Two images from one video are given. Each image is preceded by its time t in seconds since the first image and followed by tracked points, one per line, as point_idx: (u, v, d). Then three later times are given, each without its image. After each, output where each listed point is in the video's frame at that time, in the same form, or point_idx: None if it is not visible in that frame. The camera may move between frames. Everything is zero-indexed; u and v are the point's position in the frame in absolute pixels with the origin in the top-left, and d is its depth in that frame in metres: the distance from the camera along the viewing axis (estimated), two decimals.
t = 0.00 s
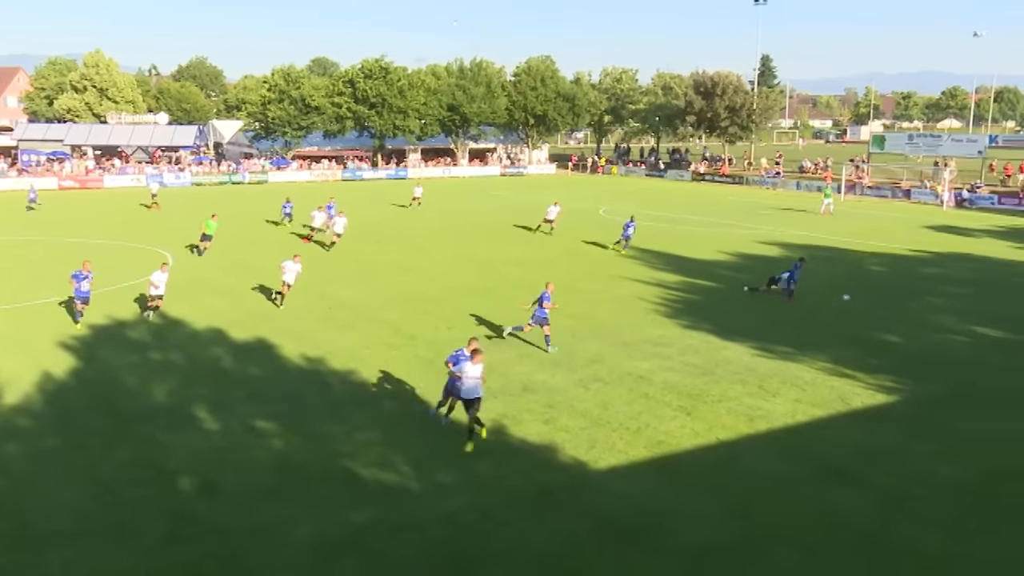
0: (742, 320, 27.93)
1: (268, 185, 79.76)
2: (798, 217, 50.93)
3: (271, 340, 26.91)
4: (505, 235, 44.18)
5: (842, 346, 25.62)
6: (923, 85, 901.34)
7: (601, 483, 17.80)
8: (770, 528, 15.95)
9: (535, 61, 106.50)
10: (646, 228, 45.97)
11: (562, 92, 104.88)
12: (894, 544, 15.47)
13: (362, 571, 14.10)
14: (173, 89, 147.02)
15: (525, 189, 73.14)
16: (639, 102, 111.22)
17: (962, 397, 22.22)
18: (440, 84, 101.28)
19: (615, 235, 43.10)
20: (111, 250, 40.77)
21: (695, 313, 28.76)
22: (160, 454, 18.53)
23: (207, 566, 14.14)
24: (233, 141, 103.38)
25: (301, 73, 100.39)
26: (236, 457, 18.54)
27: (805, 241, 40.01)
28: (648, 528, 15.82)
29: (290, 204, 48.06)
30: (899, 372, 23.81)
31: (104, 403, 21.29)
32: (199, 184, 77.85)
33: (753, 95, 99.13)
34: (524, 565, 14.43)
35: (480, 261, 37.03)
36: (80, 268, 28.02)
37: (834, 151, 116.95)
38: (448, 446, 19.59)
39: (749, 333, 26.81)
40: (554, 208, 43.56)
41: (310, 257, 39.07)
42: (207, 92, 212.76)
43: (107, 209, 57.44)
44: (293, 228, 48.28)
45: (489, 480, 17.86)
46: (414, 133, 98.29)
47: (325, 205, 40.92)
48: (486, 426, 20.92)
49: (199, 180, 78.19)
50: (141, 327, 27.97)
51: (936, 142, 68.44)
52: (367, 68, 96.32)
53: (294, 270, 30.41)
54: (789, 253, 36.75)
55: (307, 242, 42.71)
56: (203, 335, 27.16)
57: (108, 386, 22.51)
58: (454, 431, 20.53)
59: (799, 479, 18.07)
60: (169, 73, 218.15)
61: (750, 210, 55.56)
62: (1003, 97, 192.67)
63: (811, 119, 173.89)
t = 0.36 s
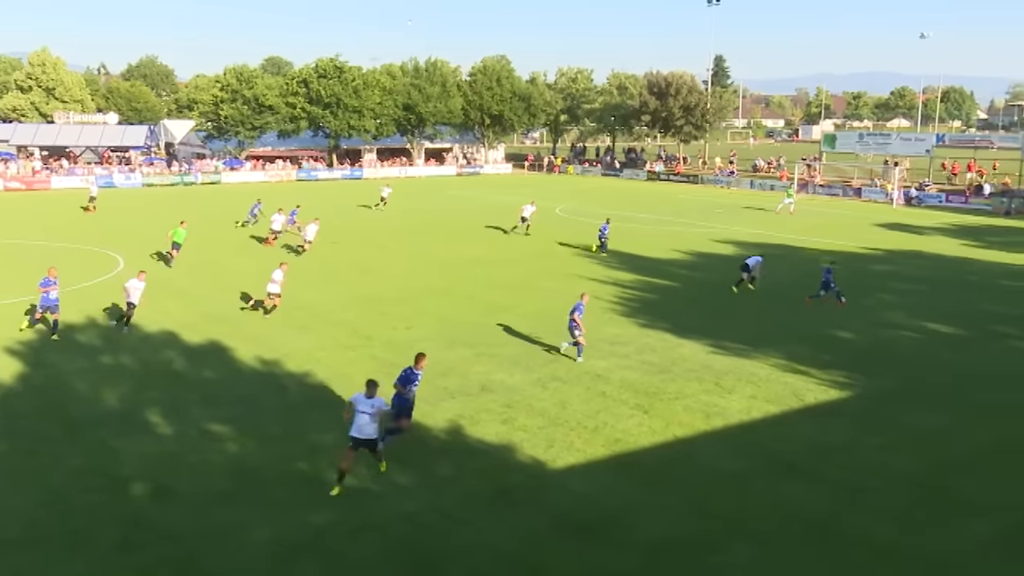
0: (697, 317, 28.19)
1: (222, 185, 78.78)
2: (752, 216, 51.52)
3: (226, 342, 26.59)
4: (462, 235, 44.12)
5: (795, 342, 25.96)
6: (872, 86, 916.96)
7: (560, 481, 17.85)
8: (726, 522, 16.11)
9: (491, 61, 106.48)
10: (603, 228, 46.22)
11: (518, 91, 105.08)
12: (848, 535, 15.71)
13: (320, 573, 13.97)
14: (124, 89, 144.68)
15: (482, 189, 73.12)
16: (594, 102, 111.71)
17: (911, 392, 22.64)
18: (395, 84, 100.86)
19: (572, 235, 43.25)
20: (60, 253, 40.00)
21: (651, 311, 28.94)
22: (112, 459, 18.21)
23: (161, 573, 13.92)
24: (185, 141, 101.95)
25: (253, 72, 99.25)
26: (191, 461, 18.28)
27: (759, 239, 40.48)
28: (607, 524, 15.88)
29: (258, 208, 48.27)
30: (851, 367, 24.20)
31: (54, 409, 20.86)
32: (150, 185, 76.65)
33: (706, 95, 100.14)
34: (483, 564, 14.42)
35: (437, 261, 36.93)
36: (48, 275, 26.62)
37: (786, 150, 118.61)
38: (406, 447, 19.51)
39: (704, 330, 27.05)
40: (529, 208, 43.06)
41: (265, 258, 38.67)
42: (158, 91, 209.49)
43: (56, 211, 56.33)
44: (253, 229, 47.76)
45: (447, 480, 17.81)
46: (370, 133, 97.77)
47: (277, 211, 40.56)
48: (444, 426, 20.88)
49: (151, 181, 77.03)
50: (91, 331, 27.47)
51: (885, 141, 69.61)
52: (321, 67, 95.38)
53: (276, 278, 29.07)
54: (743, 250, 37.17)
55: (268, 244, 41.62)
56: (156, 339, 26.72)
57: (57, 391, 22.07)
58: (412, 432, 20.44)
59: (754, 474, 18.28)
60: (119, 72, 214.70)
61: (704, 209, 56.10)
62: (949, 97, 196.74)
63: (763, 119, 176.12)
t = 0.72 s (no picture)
0: (648, 325, 28.36)
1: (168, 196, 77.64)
2: (702, 224, 52.05)
3: (174, 355, 26.20)
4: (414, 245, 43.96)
5: (744, 348, 26.26)
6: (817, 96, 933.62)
7: (514, 490, 17.85)
8: (680, 527, 16.23)
9: (441, 70, 106.42)
10: (555, 236, 46.35)
11: (469, 101, 105.12)
12: (799, 537, 15.91)
13: None
14: (66, 98, 142.01)
15: (434, 198, 72.98)
16: (544, 111, 112.12)
17: (858, 395, 23.04)
18: (346, 93, 100.29)
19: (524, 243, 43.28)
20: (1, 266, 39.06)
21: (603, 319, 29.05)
22: (57, 477, 17.80)
23: None
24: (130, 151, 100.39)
25: (200, 81, 98.81)
26: (138, 477, 17.95)
27: (708, 247, 40.88)
28: (563, 531, 15.93)
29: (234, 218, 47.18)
30: (800, 372, 24.55)
31: None
32: (94, 196, 75.24)
33: (655, 104, 101.08)
34: None
35: (390, 271, 36.72)
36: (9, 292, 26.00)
37: (734, 159, 120.14)
38: (358, 459, 19.36)
39: (655, 338, 27.27)
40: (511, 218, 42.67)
41: (212, 270, 38.15)
42: (102, 100, 205.82)
43: None
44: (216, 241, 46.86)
45: (400, 491, 17.71)
46: (320, 143, 97.06)
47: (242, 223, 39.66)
48: (397, 437, 20.78)
49: (96, 192, 75.65)
50: (34, 345, 26.87)
51: (830, 150, 70.79)
52: (269, 76, 94.67)
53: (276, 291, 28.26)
54: (693, 258, 37.53)
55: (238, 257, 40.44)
56: (101, 353, 26.21)
57: None
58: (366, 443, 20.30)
59: (706, 479, 18.44)
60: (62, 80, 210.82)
61: (654, 217, 56.58)
62: (891, 106, 200.91)
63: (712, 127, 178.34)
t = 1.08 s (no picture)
0: (604, 333, 28.45)
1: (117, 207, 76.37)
2: (656, 232, 52.47)
3: (123, 369, 25.71)
4: (369, 255, 43.71)
5: (699, 355, 26.44)
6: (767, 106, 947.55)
7: (472, 500, 17.77)
8: (638, 533, 16.28)
9: (395, 80, 106.19)
10: (511, 246, 46.34)
11: (423, 110, 104.97)
12: (754, 540, 16.05)
13: None
14: (11, 107, 139.22)
15: (388, 208, 72.65)
16: (499, 121, 112.28)
17: (811, 400, 23.33)
18: (298, 102, 98.77)
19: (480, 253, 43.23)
20: None
21: (559, 328, 29.08)
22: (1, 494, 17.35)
23: None
24: (77, 161, 98.60)
25: (149, 90, 96.94)
26: (86, 493, 17.56)
27: (662, 255, 41.15)
28: (521, 540, 15.89)
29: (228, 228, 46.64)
30: (753, 378, 24.82)
31: None
32: (40, 207, 73.77)
33: (609, 113, 101.78)
34: None
35: (345, 281, 36.44)
36: None
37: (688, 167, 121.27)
38: (313, 471, 19.14)
39: (610, 345, 27.35)
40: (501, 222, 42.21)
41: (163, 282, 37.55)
42: (47, 109, 202.00)
43: None
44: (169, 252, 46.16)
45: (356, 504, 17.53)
46: (273, 152, 96.24)
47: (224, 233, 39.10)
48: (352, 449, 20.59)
49: (41, 203, 74.25)
50: None
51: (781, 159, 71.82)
52: (221, 86, 93.97)
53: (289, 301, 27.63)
54: (647, 266, 37.79)
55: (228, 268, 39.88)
56: (48, 367, 25.64)
57: None
58: (321, 456, 20.09)
59: (663, 485, 18.52)
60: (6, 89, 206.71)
61: (608, 226, 56.88)
62: (840, 116, 204.42)
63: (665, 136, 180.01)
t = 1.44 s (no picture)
0: (570, 340, 28.47)
1: (77, 217, 75.28)
2: (622, 240, 52.75)
3: (83, 380, 25.33)
4: (334, 264, 43.48)
5: (664, 362, 26.55)
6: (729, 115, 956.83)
7: (439, 509, 17.72)
8: (605, 540, 16.32)
9: (360, 88, 106.08)
10: (477, 254, 46.35)
11: (388, 118, 104.88)
12: (720, 546, 16.15)
13: None
14: None
15: (353, 217, 72.30)
16: (464, 129, 112.29)
17: (776, 406, 23.54)
18: (263, 111, 98.59)
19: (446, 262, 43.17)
20: None
21: (525, 335, 29.07)
22: None
23: None
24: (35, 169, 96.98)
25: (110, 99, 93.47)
26: (46, 508, 17.26)
27: (628, 263, 41.36)
28: (489, 549, 15.87)
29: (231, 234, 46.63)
30: (718, 385, 24.98)
31: None
32: None
33: (574, 122, 102.32)
34: None
35: (309, 290, 36.15)
36: None
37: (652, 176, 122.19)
38: (278, 482, 18.98)
39: (576, 352, 27.36)
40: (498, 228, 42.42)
41: (124, 291, 37.02)
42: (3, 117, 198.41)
43: None
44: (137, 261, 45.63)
45: (322, 514, 17.40)
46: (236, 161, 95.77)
47: (222, 241, 38.83)
48: (318, 459, 20.45)
49: None
50: None
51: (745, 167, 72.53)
52: (184, 93, 92.84)
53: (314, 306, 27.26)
54: (613, 274, 37.97)
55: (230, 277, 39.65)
56: (6, 380, 25.18)
57: None
58: (287, 466, 19.93)
59: (630, 491, 18.58)
60: None
61: (574, 234, 57.08)
62: (801, 124, 206.96)
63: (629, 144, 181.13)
